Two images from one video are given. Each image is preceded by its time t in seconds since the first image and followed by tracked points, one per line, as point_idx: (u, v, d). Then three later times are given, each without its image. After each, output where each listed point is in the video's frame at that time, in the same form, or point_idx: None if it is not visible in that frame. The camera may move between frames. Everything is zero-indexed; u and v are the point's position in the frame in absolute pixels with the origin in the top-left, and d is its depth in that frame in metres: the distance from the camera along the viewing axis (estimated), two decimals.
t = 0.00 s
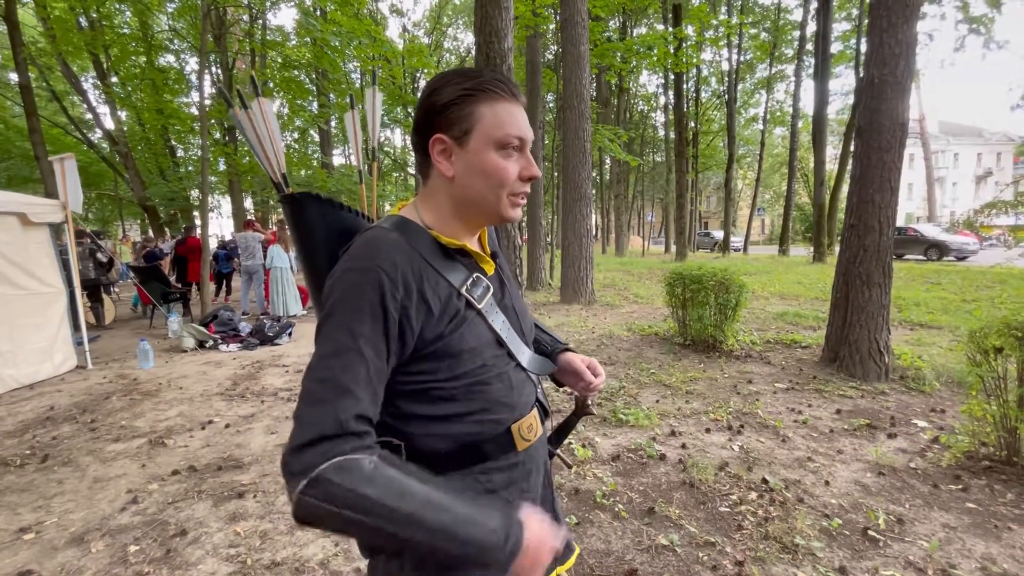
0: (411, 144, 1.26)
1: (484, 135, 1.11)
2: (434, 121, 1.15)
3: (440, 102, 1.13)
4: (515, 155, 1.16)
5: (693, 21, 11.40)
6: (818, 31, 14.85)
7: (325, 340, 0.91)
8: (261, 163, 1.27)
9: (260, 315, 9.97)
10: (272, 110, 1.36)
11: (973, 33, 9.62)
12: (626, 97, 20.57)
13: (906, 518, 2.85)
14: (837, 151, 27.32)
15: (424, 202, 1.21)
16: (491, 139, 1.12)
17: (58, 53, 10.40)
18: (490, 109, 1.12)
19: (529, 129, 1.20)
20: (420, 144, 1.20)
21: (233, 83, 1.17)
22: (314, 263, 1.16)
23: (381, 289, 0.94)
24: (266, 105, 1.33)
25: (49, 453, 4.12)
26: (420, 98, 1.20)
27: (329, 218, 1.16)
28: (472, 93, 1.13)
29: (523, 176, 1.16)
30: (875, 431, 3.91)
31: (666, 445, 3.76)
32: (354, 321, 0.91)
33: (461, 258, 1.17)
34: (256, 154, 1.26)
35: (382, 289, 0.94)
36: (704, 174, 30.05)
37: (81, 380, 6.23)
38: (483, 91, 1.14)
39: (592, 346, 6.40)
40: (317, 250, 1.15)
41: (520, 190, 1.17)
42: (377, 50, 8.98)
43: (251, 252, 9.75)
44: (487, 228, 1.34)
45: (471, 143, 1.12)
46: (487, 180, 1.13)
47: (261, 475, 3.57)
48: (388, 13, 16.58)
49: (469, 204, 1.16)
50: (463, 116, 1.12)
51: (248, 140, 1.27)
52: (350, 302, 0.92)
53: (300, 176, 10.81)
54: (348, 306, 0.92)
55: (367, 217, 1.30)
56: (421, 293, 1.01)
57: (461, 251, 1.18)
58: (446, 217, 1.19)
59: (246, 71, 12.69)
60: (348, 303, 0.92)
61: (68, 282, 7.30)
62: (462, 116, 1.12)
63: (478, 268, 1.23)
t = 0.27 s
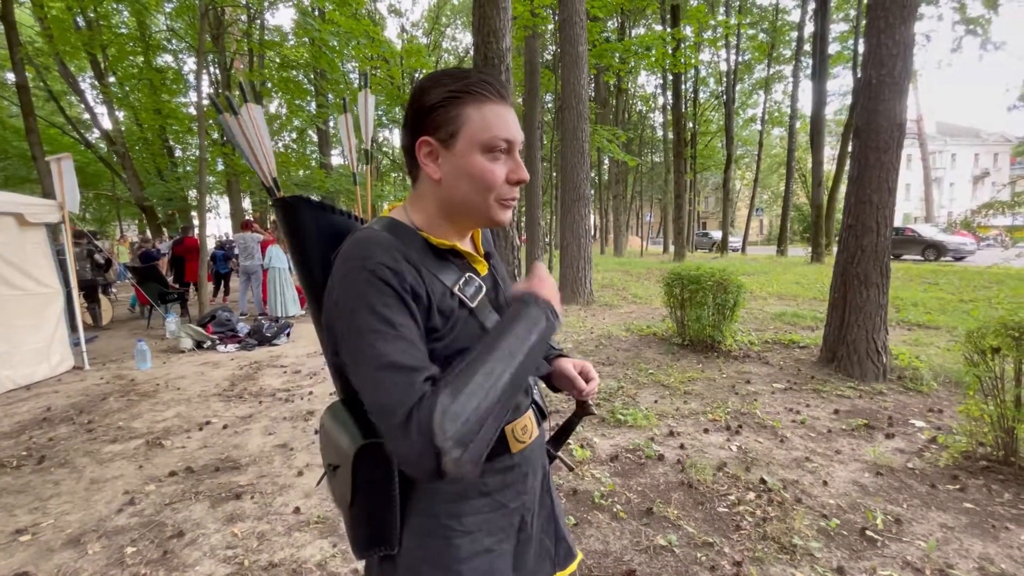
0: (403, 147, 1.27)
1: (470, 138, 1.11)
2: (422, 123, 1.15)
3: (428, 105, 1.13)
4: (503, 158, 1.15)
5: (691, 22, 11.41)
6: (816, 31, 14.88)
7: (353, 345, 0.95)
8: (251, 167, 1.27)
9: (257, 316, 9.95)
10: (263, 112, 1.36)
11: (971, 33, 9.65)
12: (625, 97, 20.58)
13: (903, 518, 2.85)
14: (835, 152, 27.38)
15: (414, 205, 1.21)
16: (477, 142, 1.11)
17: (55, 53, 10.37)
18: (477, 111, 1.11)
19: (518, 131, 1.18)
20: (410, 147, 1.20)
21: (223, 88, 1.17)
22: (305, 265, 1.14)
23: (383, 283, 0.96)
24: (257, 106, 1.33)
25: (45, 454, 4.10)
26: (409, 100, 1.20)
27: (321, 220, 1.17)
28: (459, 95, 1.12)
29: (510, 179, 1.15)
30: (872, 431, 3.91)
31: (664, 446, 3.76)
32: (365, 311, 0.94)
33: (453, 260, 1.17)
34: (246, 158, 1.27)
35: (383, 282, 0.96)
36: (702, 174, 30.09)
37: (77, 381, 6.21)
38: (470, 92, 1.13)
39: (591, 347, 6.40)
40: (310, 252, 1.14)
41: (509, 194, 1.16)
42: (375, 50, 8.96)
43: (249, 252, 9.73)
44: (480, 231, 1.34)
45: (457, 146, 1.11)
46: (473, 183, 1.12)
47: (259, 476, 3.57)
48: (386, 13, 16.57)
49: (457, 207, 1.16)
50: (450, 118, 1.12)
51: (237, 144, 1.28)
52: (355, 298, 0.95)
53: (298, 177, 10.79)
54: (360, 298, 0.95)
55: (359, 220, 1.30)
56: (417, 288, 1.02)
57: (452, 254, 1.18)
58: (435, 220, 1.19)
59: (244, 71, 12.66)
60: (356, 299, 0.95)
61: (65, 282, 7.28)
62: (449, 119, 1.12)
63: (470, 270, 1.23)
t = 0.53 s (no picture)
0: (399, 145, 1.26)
1: (468, 133, 1.10)
2: (419, 119, 1.14)
3: (424, 100, 1.12)
4: (501, 152, 1.14)
5: (689, 22, 11.42)
6: (813, 32, 14.92)
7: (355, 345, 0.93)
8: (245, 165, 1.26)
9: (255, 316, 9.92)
10: (258, 110, 1.35)
11: (967, 34, 9.68)
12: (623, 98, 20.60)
13: (901, 519, 2.85)
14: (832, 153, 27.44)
15: (412, 203, 1.19)
16: (476, 136, 1.10)
17: (51, 53, 10.33)
18: (474, 106, 1.11)
19: (515, 125, 1.18)
20: (407, 144, 1.19)
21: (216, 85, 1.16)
22: (302, 266, 1.13)
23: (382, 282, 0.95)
24: (253, 103, 1.31)
25: (40, 456, 4.08)
26: (405, 97, 1.19)
27: (318, 219, 1.15)
28: (456, 90, 1.11)
29: (509, 173, 1.14)
30: (870, 431, 3.91)
31: (663, 446, 3.76)
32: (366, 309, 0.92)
33: (451, 259, 1.16)
34: (241, 157, 1.25)
35: (383, 282, 0.95)
36: (700, 175, 30.14)
37: (74, 382, 6.18)
38: (467, 87, 1.12)
39: (589, 347, 6.39)
40: (306, 252, 1.13)
41: (508, 187, 1.16)
42: (373, 50, 8.95)
43: (247, 253, 9.71)
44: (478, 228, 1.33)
45: (455, 141, 1.10)
46: (473, 178, 1.12)
47: (256, 478, 3.55)
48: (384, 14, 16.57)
49: (456, 203, 1.15)
50: (447, 114, 1.11)
51: (233, 143, 1.26)
52: (356, 298, 0.93)
53: (296, 177, 10.76)
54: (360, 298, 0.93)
55: (355, 219, 1.29)
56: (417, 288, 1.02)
57: (451, 252, 1.18)
58: (435, 218, 1.18)
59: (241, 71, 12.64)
60: (357, 299, 0.93)
61: (61, 283, 7.25)
62: (446, 114, 1.11)
63: (469, 269, 1.22)
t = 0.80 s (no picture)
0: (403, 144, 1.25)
1: (478, 132, 1.10)
2: (427, 118, 1.13)
3: (433, 99, 1.12)
4: (509, 153, 1.14)
5: (686, 22, 11.43)
6: (811, 32, 14.96)
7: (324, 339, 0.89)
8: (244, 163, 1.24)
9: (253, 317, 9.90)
10: (257, 108, 1.33)
11: (964, 35, 9.72)
12: (621, 98, 20.62)
13: (899, 519, 2.85)
14: (830, 153, 27.51)
15: (416, 203, 1.18)
16: (485, 137, 1.10)
17: (48, 53, 10.30)
18: (484, 106, 1.11)
19: (523, 127, 1.18)
20: (412, 143, 1.18)
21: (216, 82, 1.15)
22: (301, 268, 1.12)
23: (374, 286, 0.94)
24: (251, 102, 1.30)
25: (36, 458, 4.06)
26: (412, 95, 1.18)
27: (315, 219, 1.13)
28: (466, 90, 1.11)
29: (518, 174, 1.14)
30: (868, 432, 3.91)
31: (661, 447, 3.75)
32: (352, 311, 0.90)
33: (454, 261, 1.15)
34: (240, 155, 1.24)
35: (375, 285, 0.94)
36: (698, 175, 30.18)
37: (70, 384, 6.16)
38: (476, 87, 1.12)
39: (587, 347, 6.39)
40: (304, 255, 1.12)
41: (515, 189, 1.15)
42: (370, 50, 8.95)
43: (244, 253, 9.68)
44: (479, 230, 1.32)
45: (465, 140, 1.10)
46: (481, 178, 1.11)
47: (252, 479, 3.54)
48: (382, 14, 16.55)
49: (463, 204, 1.14)
50: (457, 113, 1.11)
51: (232, 141, 1.25)
52: (343, 298, 0.91)
53: (294, 177, 10.74)
54: (345, 297, 0.91)
55: (355, 220, 1.28)
56: (413, 292, 1.01)
57: (454, 254, 1.17)
58: (439, 218, 1.16)
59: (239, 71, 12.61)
60: (343, 300, 0.91)
61: (57, 284, 7.22)
62: (455, 113, 1.11)
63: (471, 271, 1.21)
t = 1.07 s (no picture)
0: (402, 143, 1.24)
1: (477, 135, 1.09)
2: (425, 118, 1.13)
3: (433, 99, 1.11)
4: (508, 157, 1.14)
5: (684, 22, 11.45)
6: (807, 33, 15.00)
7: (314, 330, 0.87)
8: (241, 163, 1.24)
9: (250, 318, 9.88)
10: (253, 108, 1.33)
11: (960, 35, 9.77)
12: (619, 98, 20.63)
13: (897, 518, 2.85)
14: (827, 153, 27.58)
15: (413, 203, 1.18)
16: (484, 139, 1.09)
17: (44, 53, 10.26)
18: (483, 108, 1.11)
19: (522, 129, 1.18)
20: (410, 142, 1.17)
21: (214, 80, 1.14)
22: (298, 267, 1.11)
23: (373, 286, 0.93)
24: (247, 100, 1.29)
25: (31, 460, 4.04)
26: (411, 95, 1.17)
27: (312, 218, 1.13)
28: (465, 90, 1.11)
29: (515, 178, 1.14)
30: (865, 431, 3.91)
31: (659, 447, 3.75)
32: (346, 308, 0.89)
33: (450, 262, 1.15)
34: (237, 154, 1.23)
35: (373, 284, 0.93)
36: (695, 175, 30.21)
37: (66, 385, 6.13)
38: (476, 89, 1.12)
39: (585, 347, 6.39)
40: (301, 253, 1.11)
41: (513, 192, 1.15)
42: (368, 50, 8.94)
43: (242, 254, 9.67)
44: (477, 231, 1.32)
45: (463, 142, 1.10)
46: (479, 181, 1.11)
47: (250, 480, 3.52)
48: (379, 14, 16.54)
49: (460, 206, 1.14)
50: (456, 114, 1.10)
51: (228, 140, 1.24)
52: (339, 294, 0.90)
53: (291, 177, 10.72)
54: (341, 291, 0.90)
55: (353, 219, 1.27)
56: (411, 294, 1.00)
57: (451, 256, 1.16)
58: (435, 219, 1.16)
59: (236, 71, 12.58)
60: (339, 296, 0.90)
61: (53, 285, 7.20)
62: (454, 114, 1.10)
63: (467, 272, 1.20)
